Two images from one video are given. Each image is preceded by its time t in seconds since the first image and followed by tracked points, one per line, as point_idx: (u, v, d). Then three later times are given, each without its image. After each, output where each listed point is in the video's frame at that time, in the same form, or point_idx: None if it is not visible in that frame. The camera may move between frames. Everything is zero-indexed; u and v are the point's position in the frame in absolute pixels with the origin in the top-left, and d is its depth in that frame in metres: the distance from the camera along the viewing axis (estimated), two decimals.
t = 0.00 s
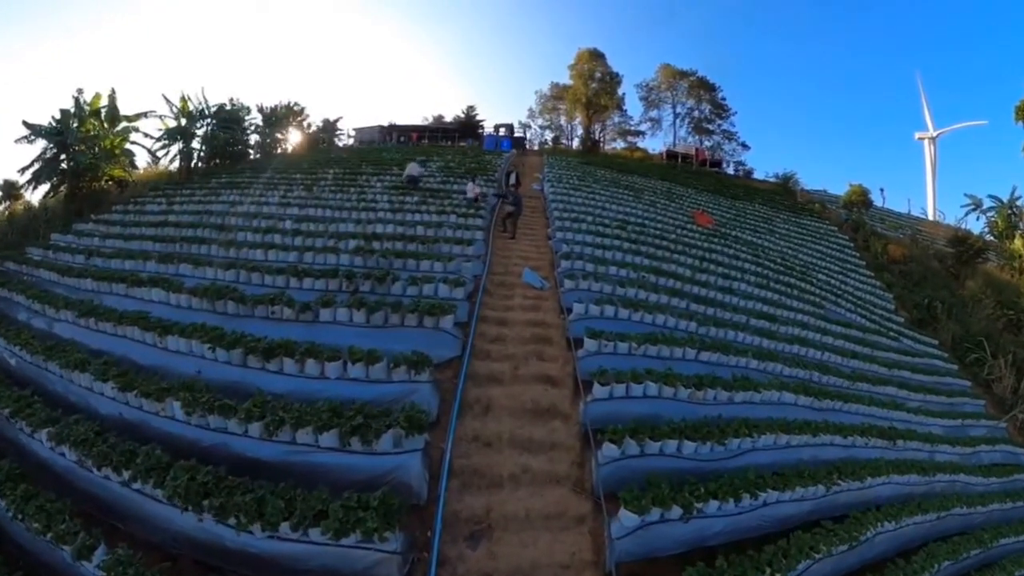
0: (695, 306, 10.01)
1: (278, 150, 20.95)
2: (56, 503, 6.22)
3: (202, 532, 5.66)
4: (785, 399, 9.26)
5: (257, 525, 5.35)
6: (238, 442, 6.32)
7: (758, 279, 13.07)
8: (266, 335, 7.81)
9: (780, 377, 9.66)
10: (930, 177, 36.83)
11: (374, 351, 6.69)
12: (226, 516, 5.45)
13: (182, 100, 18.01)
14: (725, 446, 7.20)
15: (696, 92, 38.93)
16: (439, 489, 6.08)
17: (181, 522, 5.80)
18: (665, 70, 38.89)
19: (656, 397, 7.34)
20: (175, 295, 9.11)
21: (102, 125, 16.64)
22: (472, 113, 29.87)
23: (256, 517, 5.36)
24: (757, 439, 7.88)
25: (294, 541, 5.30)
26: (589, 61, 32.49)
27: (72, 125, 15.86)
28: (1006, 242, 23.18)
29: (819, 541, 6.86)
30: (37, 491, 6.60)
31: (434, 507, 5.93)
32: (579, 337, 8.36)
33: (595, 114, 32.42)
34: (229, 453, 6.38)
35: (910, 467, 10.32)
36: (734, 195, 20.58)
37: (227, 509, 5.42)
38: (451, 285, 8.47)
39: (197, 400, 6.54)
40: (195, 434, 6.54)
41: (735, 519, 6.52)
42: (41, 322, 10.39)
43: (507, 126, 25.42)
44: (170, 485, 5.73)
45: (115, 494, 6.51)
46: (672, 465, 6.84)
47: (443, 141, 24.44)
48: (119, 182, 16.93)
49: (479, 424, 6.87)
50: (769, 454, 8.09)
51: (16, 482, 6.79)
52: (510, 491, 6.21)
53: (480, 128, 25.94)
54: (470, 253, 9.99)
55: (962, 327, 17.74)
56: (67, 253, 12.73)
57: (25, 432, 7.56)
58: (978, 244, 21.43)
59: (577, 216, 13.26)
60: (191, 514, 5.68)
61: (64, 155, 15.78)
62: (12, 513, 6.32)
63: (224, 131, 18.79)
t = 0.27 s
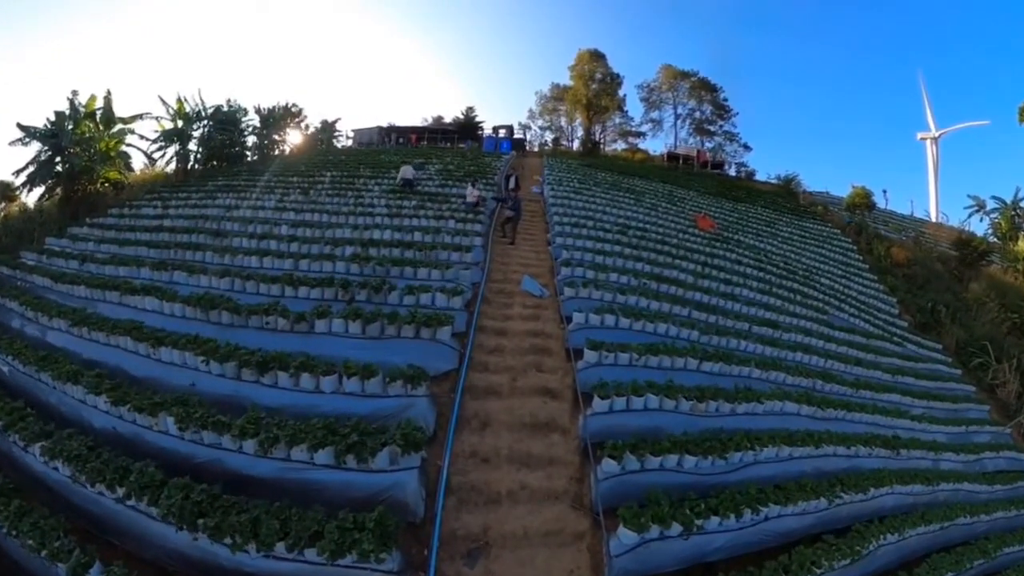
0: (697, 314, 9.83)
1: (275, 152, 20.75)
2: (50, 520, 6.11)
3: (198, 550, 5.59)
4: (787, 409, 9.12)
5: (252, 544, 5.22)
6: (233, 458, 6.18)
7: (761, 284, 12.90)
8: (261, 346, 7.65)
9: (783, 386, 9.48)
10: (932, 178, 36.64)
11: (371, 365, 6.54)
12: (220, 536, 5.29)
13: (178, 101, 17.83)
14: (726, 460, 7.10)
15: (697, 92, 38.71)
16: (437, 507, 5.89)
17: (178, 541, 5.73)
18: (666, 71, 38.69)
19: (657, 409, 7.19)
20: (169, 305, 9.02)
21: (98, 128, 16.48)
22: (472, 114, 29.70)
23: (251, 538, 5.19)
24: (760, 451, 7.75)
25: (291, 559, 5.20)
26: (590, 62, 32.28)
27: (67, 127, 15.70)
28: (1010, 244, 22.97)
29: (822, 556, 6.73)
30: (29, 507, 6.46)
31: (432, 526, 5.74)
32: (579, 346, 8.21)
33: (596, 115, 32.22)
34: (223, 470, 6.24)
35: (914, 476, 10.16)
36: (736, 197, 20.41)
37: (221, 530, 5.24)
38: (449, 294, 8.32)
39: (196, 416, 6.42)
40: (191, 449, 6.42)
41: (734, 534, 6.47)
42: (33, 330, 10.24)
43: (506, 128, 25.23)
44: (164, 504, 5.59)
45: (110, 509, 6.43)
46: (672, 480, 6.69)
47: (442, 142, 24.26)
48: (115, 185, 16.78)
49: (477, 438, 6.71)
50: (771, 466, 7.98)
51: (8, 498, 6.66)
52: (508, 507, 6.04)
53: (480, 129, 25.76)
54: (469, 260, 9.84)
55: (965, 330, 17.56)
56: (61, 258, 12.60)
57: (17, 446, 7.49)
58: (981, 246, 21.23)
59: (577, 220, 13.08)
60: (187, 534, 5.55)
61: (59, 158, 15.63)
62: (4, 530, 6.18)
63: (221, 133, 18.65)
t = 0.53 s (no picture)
0: (702, 321, 9.57)
1: (272, 153, 20.48)
2: (36, 537, 5.92)
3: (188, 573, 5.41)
4: (794, 419, 8.89)
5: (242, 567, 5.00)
6: (223, 475, 6.00)
7: (766, 289, 12.64)
8: (252, 355, 7.50)
9: (789, 395, 9.25)
10: (936, 178, 36.39)
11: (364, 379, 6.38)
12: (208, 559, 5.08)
13: (173, 102, 17.60)
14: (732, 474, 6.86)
15: (699, 92, 38.45)
16: (433, 528, 5.66)
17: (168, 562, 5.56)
18: (667, 71, 38.46)
19: (662, 422, 6.98)
20: (160, 312, 8.92)
21: (92, 128, 16.24)
22: (472, 115, 29.45)
23: (240, 561, 4.97)
24: (767, 464, 7.52)
25: None
26: (591, 62, 32.02)
27: (60, 127, 15.46)
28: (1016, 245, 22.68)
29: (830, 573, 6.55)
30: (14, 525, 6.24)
31: (428, 547, 5.49)
32: (581, 355, 8.00)
33: (597, 115, 31.98)
34: (212, 487, 6.09)
35: (923, 486, 9.91)
36: (738, 199, 20.17)
37: (209, 552, 5.03)
38: (446, 302, 8.11)
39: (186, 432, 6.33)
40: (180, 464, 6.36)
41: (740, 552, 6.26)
42: (22, 336, 9.99)
43: (507, 128, 25.00)
44: (150, 526, 5.35)
45: (97, 526, 6.25)
46: (677, 496, 6.47)
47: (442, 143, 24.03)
48: (108, 187, 16.54)
49: (475, 454, 6.48)
50: (778, 479, 7.75)
51: None
52: (506, 526, 5.80)
53: (480, 130, 25.53)
54: (467, 265, 9.61)
55: (971, 333, 17.30)
56: (51, 261, 12.38)
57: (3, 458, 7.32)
58: (987, 248, 20.96)
59: (578, 223, 12.81)
60: (177, 557, 5.38)
61: (52, 158, 15.40)
62: None
63: (217, 134, 18.43)
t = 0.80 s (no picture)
0: (709, 327, 9.25)
1: (268, 153, 20.39)
2: (16, 559, 5.58)
3: None
4: (804, 430, 8.59)
5: None
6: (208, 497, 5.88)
7: (773, 293, 12.31)
8: (239, 366, 7.72)
9: (798, 404, 8.96)
10: (939, 178, 36.05)
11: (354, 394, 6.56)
12: None
13: (167, 101, 17.31)
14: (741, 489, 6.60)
15: (701, 92, 38.15)
16: (427, 553, 5.51)
17: None
18: (669, 70, 38.15)
19: (669, 437, 6.78)
20: (149, 319, 9.03)
21: (84, 128, 15.95)
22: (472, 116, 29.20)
23: None
24: (778, 480, 7.25)
25: None
26: (591, 62, 31.71)
27: (52, 127, 15.17)
28: None
29: None
30: None
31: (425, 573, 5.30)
32: (583, 366, 7.71)
33: (598, 115, 31.70)
34: (197, 508, 5.90)
35: (934, 496, 9.62)
36: (741, 201, 19.92)
37: None
38: (443, 309, 7.98)
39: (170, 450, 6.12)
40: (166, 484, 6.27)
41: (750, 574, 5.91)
42: (7, 342, 9.92)
43: (507, 129, 24.73)
44: (130, 550, 5.05)
45: (80, 548, 5.99)
46: (686, 515, 6.26)
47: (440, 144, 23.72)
48: (101, 189, 16.25)
49: (474, 475, 6.34)
50: (786, 492, 7.43)
51: None
52: (506, 550, 5.60)
53: (479, 130, 25.27)
54: (466, 269, 9.32)
55: (979, 336, 16.99)
56: (39, 264, 12.13)
57: None
58: (994, 250, 20.68)
59: (580, 226, 12.48)
60: None
61: (43, 159, 15.10)
62: None
63: (212, 134, 18.14)
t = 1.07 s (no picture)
0: (715, 336, 8.95)
1: (264, 155, 20.14)
2: None
3: None
4: (814, 442, 8.30)
5: None
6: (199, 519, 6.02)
7: (780, 299, 12.00)
8: (231, 381, 8.00)
9: (806, 416, 8.69)
10: (944, 179, 35.72)
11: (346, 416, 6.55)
12: None
13: (162, 102, 17.00)
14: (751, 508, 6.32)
15: (703, 91, 37.83)
16: None
17: None
18: (671, 70, 37.85)
19: (677, 455, 6.52)
20: (136, 331, 9.08)
21: (76, 130, 15.61)
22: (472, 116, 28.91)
23: None
24: (787, 497, 6.97)
25: None
26: (593, 61, 31.37)
27: (43, 129, 14.84)
28: None
29: None
30: None
31: None
32: (586, 380, 7.47)
33: (599, 116, 31.40)
34: (189, 529, 6.10)
35: (945, 508, 9.35)
36: (743, 203, 19.69)
37: None
38: (440, 321, 7.84)
39: (157, 475, 6.25)
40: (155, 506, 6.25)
41: None
42: None
43: (507, 130, 24.43)
44: None
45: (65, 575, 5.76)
46: (693, 537, 5.98)
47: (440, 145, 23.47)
48: (94, 192, 15.94)
49: (473, 498, 6.11)
50: (795, 509, 7.16)
51: None
52: None
53: (479, 131, 25.00)
54: (465, 278, 9.10)
55: (987, 340, 16.69)
56: (27, 270, 11.90)
57: None
58: (1001, 251, 20.37)
59: (582, 230, 12.17)
60: None
61: (35, 161, 14.79)
62: None
63: (207, 135, 17.82)
